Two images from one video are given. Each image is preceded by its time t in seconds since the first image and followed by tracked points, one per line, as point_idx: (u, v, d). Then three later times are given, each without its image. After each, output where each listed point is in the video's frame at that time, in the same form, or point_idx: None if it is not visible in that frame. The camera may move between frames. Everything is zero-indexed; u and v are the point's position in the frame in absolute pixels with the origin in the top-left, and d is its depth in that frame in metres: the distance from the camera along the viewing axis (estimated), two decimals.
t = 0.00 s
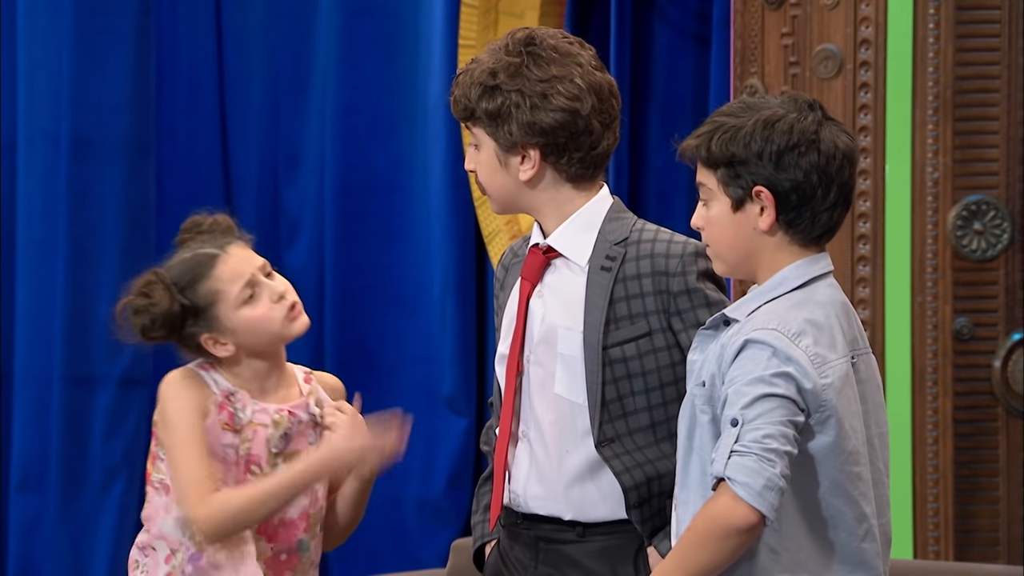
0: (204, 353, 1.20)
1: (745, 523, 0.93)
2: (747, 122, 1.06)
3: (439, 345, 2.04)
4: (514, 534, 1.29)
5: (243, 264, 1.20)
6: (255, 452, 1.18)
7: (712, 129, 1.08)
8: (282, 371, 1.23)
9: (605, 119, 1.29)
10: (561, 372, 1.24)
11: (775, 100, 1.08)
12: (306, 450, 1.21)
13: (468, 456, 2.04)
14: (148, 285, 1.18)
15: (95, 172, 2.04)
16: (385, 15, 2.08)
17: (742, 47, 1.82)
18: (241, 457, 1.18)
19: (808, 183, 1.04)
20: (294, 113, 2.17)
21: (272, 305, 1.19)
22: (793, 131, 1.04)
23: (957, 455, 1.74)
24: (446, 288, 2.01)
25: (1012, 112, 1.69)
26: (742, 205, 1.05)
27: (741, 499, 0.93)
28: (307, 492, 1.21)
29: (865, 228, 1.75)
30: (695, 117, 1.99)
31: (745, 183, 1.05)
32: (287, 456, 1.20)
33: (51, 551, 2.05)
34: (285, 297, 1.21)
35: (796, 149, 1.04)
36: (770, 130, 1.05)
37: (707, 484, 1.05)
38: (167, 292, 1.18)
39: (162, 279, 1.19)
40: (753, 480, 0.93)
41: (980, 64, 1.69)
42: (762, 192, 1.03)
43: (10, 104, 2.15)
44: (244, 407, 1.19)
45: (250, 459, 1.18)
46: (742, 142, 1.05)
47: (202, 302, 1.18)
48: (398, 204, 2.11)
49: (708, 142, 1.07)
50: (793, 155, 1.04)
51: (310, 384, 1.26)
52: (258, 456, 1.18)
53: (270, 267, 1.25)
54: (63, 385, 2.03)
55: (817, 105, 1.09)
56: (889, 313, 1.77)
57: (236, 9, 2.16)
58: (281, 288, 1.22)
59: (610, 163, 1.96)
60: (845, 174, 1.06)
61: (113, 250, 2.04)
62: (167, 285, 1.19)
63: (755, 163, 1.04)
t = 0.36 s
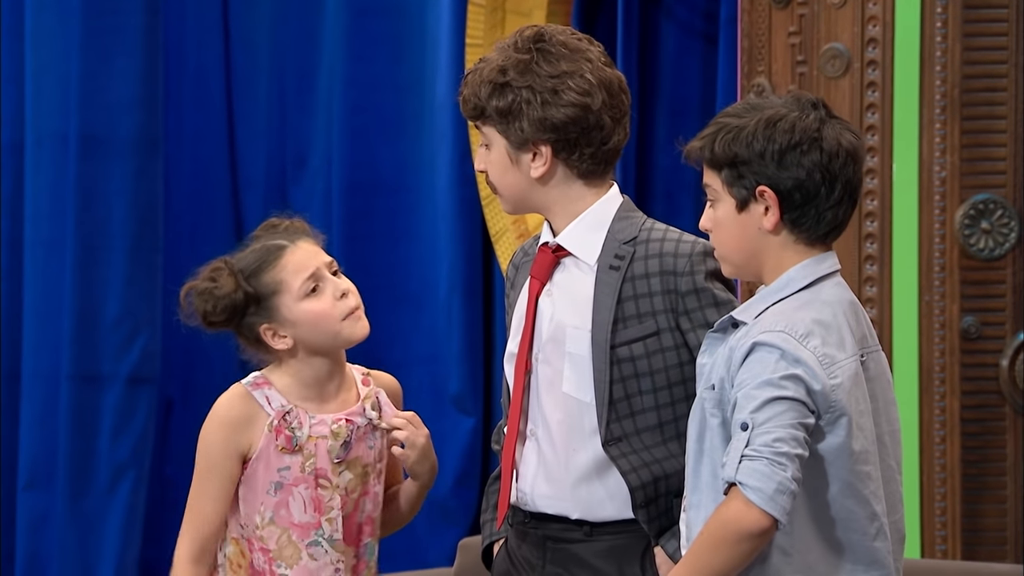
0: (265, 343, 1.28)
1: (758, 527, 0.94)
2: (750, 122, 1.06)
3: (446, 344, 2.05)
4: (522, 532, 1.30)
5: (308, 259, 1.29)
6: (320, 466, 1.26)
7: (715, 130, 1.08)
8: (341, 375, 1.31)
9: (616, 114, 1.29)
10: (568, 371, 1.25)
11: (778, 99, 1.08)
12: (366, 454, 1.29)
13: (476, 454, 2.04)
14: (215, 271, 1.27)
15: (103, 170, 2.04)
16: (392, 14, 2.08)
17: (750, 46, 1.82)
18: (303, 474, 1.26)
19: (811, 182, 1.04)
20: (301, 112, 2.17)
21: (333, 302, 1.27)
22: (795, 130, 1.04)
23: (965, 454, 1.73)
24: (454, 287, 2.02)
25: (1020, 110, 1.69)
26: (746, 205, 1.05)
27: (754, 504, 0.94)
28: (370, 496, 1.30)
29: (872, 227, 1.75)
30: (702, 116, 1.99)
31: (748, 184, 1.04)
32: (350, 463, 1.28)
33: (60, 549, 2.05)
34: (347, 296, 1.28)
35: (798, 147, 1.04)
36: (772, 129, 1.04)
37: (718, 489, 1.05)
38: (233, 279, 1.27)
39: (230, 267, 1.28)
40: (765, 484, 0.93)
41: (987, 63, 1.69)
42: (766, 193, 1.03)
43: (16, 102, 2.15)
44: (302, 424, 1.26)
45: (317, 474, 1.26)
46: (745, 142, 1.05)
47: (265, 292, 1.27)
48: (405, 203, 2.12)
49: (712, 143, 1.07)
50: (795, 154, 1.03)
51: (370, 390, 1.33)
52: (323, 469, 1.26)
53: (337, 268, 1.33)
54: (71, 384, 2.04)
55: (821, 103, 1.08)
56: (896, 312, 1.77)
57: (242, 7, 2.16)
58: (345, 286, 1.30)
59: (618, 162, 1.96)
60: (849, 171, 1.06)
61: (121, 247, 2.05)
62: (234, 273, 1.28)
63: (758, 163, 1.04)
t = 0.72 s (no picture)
0: (253, 343, 1.29)
1: (759, 527, 0.94)
2: (745, 122, 1.06)
3: (447, 343, 2.05)
4: (522, 532, 1.30)
5: (303, 263, 1.28)
6: (303, 465, 1.27)
7: (711, 132, 1.08)
8: (331, 375, 1.31)
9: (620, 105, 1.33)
10: (568, 368, 1.25)
11: (774, 99, 1.08)
12: (355, 452, 1.29)
13: (477, 453, 2.04)
14: (209, 268, 1.27)
15: (105, 170, 2.04)
16: (393, 13, 2.08)
17: (751, 45, 1.81)
18: (286, 474, 1.26)
19: (807, 180, 1.04)
20: (301, 110, 2.17)
21: (325, 309, 1.27)
22: (790, 129, 1.04)
23: (967, 453, 1.73)
24: (455, 286, 2.02)
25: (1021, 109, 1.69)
26: (744, 206, 1.05)
27: (756, 504, 0.94)
28: (366, 494, 1.30)
29: (874, 226, 1.74)
30: (703, 116, 1.99)
31: (745, 184, 1.05)
32: (338, 461, 1.28)
33: (61, 548, 2.06)
34: (339, 304, 1.28)
35: (794, 146, 1.04)
36: (766, 128, 1.05)
37: (722, 491, 1.05)
38: (226, 278, 1.27)
39: (224, 264, 1.28)
40: (767, 484, 0.93)
41: (989, 62, 1.69)
42: (763, 192, 1.04)
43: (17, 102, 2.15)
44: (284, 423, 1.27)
45: (300, 473, 1.27)
46: (740, 142, 1.05)
47: (258, 293, 1.27)
48: (406, 202, 2.12)
49: (708, 145, 1.08)
50: (790, 153, 1.04)
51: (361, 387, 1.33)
52: (306, 468, 1.27)
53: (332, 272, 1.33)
54: (73, 383, 2.04)
55: (816, 102, 1.09)
56: (898, 312, 1.76)
57: (243, 7, 2.16)
58: (338, 293, 1.29)
59: (620, 162, 1.95)
60: (846, 168, 1.06)
61: (122, 247, 2.05)
62: (228, 270, 1.28)
63: (754, 163, 1.04)
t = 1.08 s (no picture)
0: (240, 351, 1.30)
1: (770, 528, 0.94)
2: (741, 123, 1.06)
3: (447, 342, 2.05)
4: (527, 534, 1.29)
5: (294, 273, 1.30)
6: (288, 480, 1.28)
7: (708, 132, 1.09)
8: (319, 388, 1.31)
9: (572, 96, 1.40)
10: (571, 363, 1.26)
11: (773, 99, 1.08)
12: (340, 466, 1.30)
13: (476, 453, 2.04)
14: (200, 275, 1.29)
15: (105, 168, 2.04)
16: (393, 12, 2.08)
17: (750, 45, 1.81)
18: (269, 489, 1.28)
19: (802, 181, 1.03)
20: (301, 109, 2.17)
21: (313, 319, 1.27)
22: (784, 130, 1.04)
23: (967, 453, 1.73)
24: (455, 285, 2.02)
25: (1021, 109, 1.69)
26: (740, 207, 1.06)
27: (764, 505, 0.94)
28: (351, 508, 1.31)
29: (874, 226, 1.74)
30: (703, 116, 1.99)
31: (740, 185, 1.05)
32: (323, 475, 1.29)
33: (61, 548, 2.06)
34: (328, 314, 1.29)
35: (788, 147, 1.04)
36: (761, 129, 1.05)
37: (727, 494, 1.04)
38: (217, 285, 1.28)
39: (215, 273, 1.29)
40: (774, 485, 0.93)
41: (989, 62, 1.69)
42: (758, 194, 1.04)
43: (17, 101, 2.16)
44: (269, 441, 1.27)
45: (284, 487, 1.28)
46: (735, 144, 1.05)
47: (247, 301, 1.29)
48: (406, 202, 2.11)
49: (705, 145, 1.08)
50: (784, 154, 1.03)
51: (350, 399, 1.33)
52: (291, 483, 1.28)
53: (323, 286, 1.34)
54: (73, 382, 2.04)
55: (816, 103, 1.08)
56: (898, 310, 1.77)
57: (243, 8, 2.17)
58: (327, 304, 1.30)
59: (619, 163, 1.95)
60: (843, 168, 1.05)
61: (122, 246, 2.05)
62: (218, 279, 1.29)
63: (748, 165, 1.04)
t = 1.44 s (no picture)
0: (221, 346, 1.30)
1: (765, 534, 0.95)
2: (738, 123, 1.07)
3: (446, 343, 2.04)
4: (545, 538, 1.31)
5: (264, 262, 1.31)
6: (271, 463, 1.27)
7: (707, 132, 1.10)
8: (294, 373, 1.32)
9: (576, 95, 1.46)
10: (603, 365, 1.28)
11: (773, 100, 1.09)
12: (320, 445, 1.30)
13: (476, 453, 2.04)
14: (170, 275, 1.29)
15: (105, 170, 2.04)
16: (394, 14, 2.08)
17: (750, 46, 1.81)
18: (255, 473, 1.27)
19: (793, 182, 1.03)
20: (301, 110, 2.17)
21: (291, 304, 1.29)
22: (778, 130, 1.04)
23: (966, 453, 1.74)
24: (455, 286, 2.02)
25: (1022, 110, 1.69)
26: (735, 206, 1.07)
27: (759, 513, 0.95)
28: (332, 487, 1.31)
29: (874, 226, 1.74)
30: (703, 116, 1.99)
31: (735, 185, 1.06)
32: (305, 456, 1.29)
33: (60, 548, 2.05)
34: (304, 299, 1.30)
35: (781, 148, 1.04)
36: (755, 129, 1.05)
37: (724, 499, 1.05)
38: (189, 283, 1.29)
39: (185, 271, 1.30)
40: (770, 493, 0.94)
41: (989, 63, 1.69)
42: (750, 194, 1.05)
43: (17, 102, 2.15)
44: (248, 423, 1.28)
45: (268, 471, 1.27)
46: (730, 144, 1.06)
47: (222, 295, 1.29)
48: (406, 203, 2.11)
49: (703, 145, 1.10)
50: (777, 155, 1.04)
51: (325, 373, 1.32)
52: (275, 466, 1.27)
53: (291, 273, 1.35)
54: (72, 383, 2.04)
55: (815, 104, 1.08)
56: (898, 311, 1.76)
57: (242, 9, 2.16)
58: (301, 289, 1.31)
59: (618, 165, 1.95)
60: (837, 170, 1.05)
61: (121, 247, 2.05)
62: (189, 276, 1.30)
63: (742, 164, 1.05)
